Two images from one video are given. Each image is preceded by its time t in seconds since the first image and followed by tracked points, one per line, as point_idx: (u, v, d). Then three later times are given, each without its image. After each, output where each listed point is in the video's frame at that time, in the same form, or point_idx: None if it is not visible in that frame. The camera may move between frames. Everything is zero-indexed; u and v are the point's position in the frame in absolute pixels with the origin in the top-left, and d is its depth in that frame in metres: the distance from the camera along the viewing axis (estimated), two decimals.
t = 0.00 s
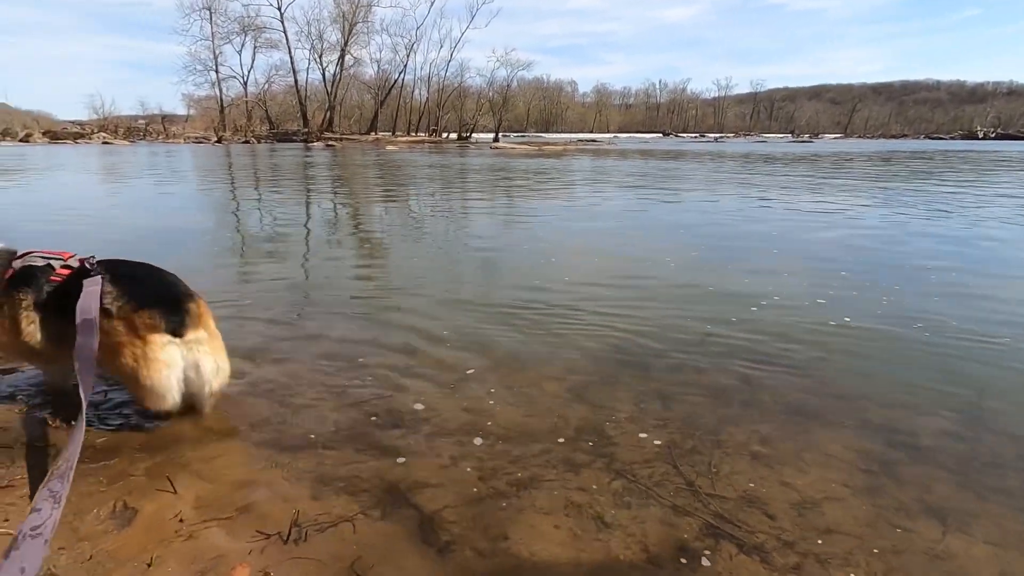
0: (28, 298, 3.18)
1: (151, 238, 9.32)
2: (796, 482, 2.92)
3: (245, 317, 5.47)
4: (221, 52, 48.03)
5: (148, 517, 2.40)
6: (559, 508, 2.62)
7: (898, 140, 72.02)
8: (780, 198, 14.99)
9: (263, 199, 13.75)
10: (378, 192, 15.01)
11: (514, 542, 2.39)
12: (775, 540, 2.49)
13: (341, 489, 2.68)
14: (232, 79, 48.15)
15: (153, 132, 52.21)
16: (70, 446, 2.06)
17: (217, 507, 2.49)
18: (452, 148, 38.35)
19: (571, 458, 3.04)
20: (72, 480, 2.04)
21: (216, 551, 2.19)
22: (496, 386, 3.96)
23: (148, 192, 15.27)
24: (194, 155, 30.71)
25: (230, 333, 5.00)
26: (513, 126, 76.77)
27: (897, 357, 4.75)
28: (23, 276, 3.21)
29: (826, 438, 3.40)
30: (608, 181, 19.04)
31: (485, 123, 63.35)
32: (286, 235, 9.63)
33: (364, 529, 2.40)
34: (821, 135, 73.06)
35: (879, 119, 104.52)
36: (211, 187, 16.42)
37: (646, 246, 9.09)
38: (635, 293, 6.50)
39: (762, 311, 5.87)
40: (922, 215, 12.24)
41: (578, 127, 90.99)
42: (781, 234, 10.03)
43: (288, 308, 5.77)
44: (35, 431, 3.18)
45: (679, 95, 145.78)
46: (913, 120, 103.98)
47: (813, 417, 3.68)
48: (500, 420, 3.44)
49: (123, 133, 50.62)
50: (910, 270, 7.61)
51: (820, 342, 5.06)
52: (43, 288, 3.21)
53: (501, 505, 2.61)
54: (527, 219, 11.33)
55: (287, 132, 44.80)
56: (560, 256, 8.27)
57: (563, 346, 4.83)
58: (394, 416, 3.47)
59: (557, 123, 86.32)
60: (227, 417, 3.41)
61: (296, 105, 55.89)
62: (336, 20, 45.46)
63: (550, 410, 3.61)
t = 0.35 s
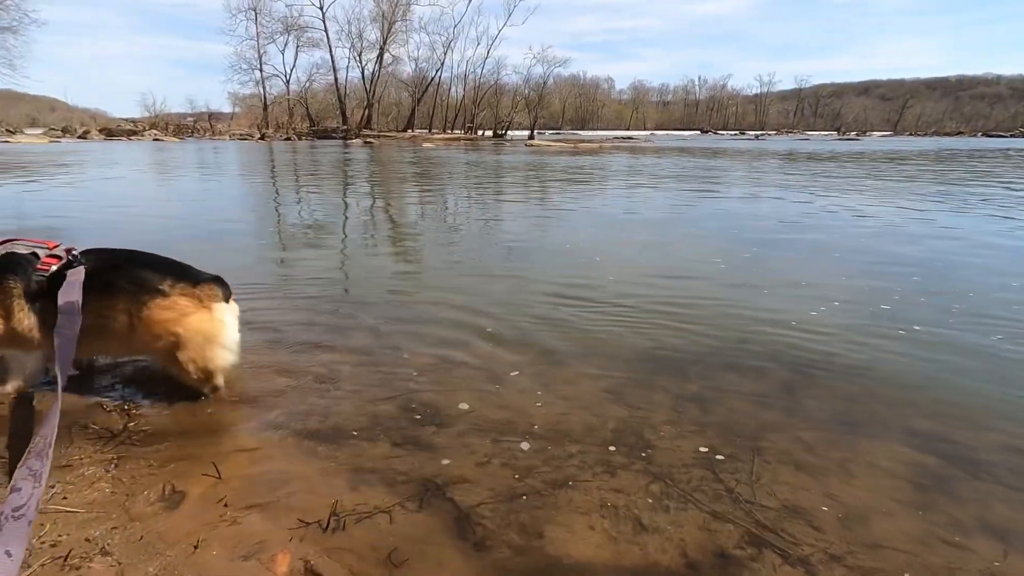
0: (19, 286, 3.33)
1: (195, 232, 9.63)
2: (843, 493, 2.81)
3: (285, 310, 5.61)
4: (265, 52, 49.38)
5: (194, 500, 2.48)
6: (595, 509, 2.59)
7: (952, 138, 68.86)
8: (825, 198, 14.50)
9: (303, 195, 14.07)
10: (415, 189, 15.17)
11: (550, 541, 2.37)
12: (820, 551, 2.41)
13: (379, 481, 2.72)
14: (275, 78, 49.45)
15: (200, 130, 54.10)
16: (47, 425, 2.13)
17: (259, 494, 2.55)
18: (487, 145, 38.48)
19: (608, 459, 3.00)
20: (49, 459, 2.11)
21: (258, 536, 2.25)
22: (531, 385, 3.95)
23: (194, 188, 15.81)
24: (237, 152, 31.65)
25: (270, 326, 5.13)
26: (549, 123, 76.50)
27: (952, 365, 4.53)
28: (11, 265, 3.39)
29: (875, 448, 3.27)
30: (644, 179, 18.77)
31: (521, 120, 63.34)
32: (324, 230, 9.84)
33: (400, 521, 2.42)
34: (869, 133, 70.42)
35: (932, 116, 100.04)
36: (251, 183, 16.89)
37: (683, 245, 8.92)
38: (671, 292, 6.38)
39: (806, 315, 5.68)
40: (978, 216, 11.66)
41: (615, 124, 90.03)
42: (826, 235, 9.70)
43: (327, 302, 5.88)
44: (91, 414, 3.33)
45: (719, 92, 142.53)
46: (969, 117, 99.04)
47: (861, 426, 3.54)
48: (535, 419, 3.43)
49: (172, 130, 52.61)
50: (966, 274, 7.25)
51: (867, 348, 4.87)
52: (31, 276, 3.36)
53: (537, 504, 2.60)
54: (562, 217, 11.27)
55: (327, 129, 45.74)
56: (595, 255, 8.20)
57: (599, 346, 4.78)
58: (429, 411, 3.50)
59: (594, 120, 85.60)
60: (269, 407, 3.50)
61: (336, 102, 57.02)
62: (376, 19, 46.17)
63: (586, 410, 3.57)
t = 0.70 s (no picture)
0: (28, 281, 3.23)
1: (242, 233, 9.97)
2: (894, 514, 2.71)
3: (327, 310, 5.77)
4: (310, 58, 50.93)
5: (243, 494, 2.57)
6: (634, 520, 2.57)
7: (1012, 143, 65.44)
8: (873, 204, 13.99)
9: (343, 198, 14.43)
10: (451, 193, 15.36)
11: (588, 550, 2.37)
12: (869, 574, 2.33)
13: (419, 483, 2.77)
14: (320, 84, 50.93)
15: (248, 134, 56.11)
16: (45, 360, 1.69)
17: (304, 490, 2.63)
18: (523, 149, 38.63)
19: (646, 470, 2.97)
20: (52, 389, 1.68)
21: (304, 531, 2.33)
22: (567, 391, 3.94)
23: (240, 190, 16.39)
24: (282, 156, 32.67)
25: (313, 326, 5.28)
26: (587, 127, 76.26)
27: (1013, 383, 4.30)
28: (8, 263, 3.25)
29: (928, 468, 3.13)
30: (683, 184, 18.49)
31: (559, 124, 63.37)
32: (364, 233, 10.06)
33: (439, 523, 2.46)
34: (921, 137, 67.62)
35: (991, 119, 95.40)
36: (294, 185, 17.38)
37: (723, 252, 8.74)
38: (711, 300, 6.27)
39: (854, 326, 5.49)
40: None
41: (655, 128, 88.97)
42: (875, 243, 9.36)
43: (366, 303, 6.02)
44: (148, 407, 3.51)
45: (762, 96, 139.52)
46: None
47: (912, 444, 3.40)
48: (571, 425, 3.43)
49: (221, 135, 54.77)
50: None
51: (918, 362, 4.68)
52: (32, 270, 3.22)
53: (575, 512, 2.60)
54: (598, 222, 11.21)
55: (368, 133, 46.77)
56: (632, 260, 8.12)
57: (637, 353, 4.73)
58: (467, 415, 3.54)
59: (632, 124, 84.90)
60: (312, 405, 3.61)
61: (377, 107, 58.26)
62: (416, 25, 47.04)
63: (623, 418, 3.55)
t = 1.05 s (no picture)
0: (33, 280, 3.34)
1: (284, 234, 10.26)
2: (947, 537, 2.60)
3: (364, 311, 5.88)
4: (351, 63, 52.07)
5: (286, 489, 2.65)
6: (671, 532, 2.53)
7: None
8: (924, 210, 13.43)
9: (380, 201, 14.69)
10: (486, 196, 15.44)
11: (624, 561, 2.35)
12: None
13: (454, 486, 2.79)
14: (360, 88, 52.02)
15: (291, 137, 57.73)
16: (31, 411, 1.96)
17: (343, 489, 2.69)
18: (559, 152, 38.52)
19: (684, 480, 2.92)
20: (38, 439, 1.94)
21: (343, 529, 2.38)
22: (602, 398, 3.91)
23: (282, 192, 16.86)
24: (322, 158, 33.46)
25: (350, 326, 5.39)
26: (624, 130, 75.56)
27: None
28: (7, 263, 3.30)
29: (984, 490, 2.99)
30: (722, 188, 18.12)
31: (595, 127, 63.03)
32: (401, 235, 10.21)
33: (474, 527, 2.48)
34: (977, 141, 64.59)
35: None
36: (334, 187, 17.80)
37: (763, 258, 8.52)
38: (751, 308, 6.10)
39: (903, 337, 5.28)
40: None
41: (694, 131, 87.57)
42: (925, 251, 8.98)
43: (402, 305, 6.11)
44: (199, 402, 3.65)
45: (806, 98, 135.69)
46: None
47: (967, 464, 3.25)
48: (608, 433, 3.39)
49: (266, 138, 56.53)
50: None
51: (974, 377, 4.45)
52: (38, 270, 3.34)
53: (611, 521, 2.58)
54: (634, 227, 11.09)
55: (405, 136, 47.50)
56: (669, 265, 8.00)
57: (673, 360, 4.66)
58: (501, 419, 3.55)
59: (670, 127, 83.70)
60: (351, 405, 3.68)
61: (415, 111, 59.12)
62: (455, 30, 47.56)
63: (660, 427, 3.50)
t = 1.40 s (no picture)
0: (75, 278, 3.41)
1: (329, 232, 10.56)
2: (1012, 562, 2.47)
3: (406, 309, 6.00)
4: (396, 66, 53.07)
5: (335, 481, 2.74)
6: (717, 542, 2.50)
7: None
8: (987, 216, 12.75)
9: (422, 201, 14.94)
10: (526, 197, 15.48)
11: (668, 569, 2.33)
12: None
13: (496, 485, 2.82)
14: (403, 90, 52.97)
15: (337, 139, 59.28)
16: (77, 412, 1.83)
17: (389, 483, 2.76)
18: (599, 154, 38.29)
19: (730, 490, 2.88)
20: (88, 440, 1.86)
21: (390, 522, 2.44)
22: (644, 403, 3.87)
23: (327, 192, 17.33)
24: (366, 159, 34.24)
25: (393, 324, 5.50)
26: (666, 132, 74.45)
27: None
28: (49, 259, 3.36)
29: None
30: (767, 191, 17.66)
31: (637, 128, 62.33)
32: (441, 235, 10.34)
33: (516, 527, 2.50)
34: None
35: None
36: (376, 188, 18.15)
37: (811, 263, 8.27)
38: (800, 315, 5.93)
39: (963, 349, 5.04)
40: None
41: (739, 133, 85.50)
42: (987, 260, 8.53)
43: (442, 304, 6.20)
44: (251, 394, 3.80)
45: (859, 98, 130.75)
46: None
47: None
48: (650, 439, 3.36)
49: (313, 139, 58.22)
50: None
51: None
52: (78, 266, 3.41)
53: (654, 528, 2.57)
54: (675, 229, 10.93)
55: (447, 138, 48.11)
56: (712, 269, 7.85)
57: (717, 366, 4.57)
58: (542, 420, 3.56)
59: (715, 128, 81.94)
60: (394, 402, 3.76)
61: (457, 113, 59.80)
62: (498, 32, 47.86)
63: (704, 434, 3.44)
